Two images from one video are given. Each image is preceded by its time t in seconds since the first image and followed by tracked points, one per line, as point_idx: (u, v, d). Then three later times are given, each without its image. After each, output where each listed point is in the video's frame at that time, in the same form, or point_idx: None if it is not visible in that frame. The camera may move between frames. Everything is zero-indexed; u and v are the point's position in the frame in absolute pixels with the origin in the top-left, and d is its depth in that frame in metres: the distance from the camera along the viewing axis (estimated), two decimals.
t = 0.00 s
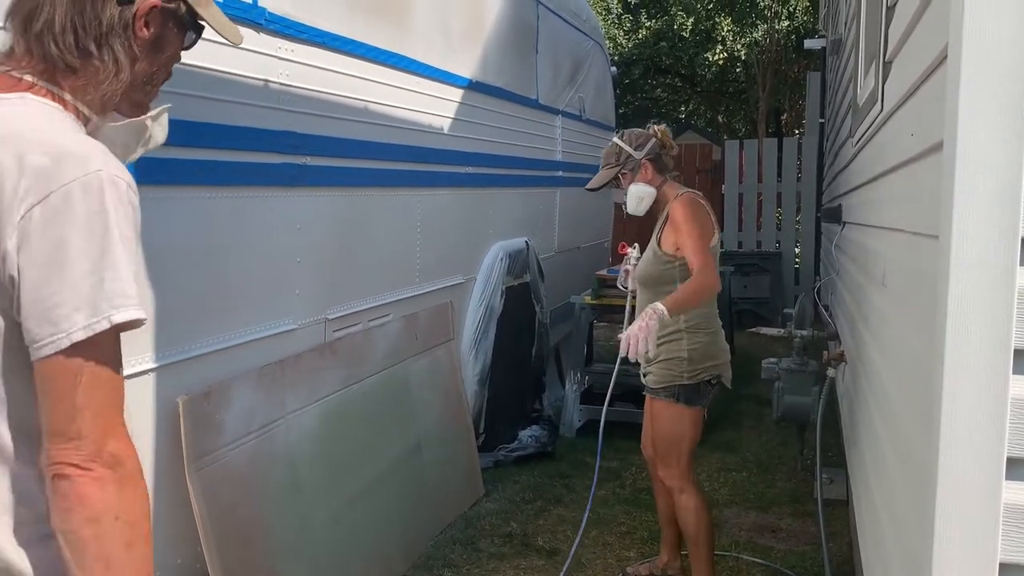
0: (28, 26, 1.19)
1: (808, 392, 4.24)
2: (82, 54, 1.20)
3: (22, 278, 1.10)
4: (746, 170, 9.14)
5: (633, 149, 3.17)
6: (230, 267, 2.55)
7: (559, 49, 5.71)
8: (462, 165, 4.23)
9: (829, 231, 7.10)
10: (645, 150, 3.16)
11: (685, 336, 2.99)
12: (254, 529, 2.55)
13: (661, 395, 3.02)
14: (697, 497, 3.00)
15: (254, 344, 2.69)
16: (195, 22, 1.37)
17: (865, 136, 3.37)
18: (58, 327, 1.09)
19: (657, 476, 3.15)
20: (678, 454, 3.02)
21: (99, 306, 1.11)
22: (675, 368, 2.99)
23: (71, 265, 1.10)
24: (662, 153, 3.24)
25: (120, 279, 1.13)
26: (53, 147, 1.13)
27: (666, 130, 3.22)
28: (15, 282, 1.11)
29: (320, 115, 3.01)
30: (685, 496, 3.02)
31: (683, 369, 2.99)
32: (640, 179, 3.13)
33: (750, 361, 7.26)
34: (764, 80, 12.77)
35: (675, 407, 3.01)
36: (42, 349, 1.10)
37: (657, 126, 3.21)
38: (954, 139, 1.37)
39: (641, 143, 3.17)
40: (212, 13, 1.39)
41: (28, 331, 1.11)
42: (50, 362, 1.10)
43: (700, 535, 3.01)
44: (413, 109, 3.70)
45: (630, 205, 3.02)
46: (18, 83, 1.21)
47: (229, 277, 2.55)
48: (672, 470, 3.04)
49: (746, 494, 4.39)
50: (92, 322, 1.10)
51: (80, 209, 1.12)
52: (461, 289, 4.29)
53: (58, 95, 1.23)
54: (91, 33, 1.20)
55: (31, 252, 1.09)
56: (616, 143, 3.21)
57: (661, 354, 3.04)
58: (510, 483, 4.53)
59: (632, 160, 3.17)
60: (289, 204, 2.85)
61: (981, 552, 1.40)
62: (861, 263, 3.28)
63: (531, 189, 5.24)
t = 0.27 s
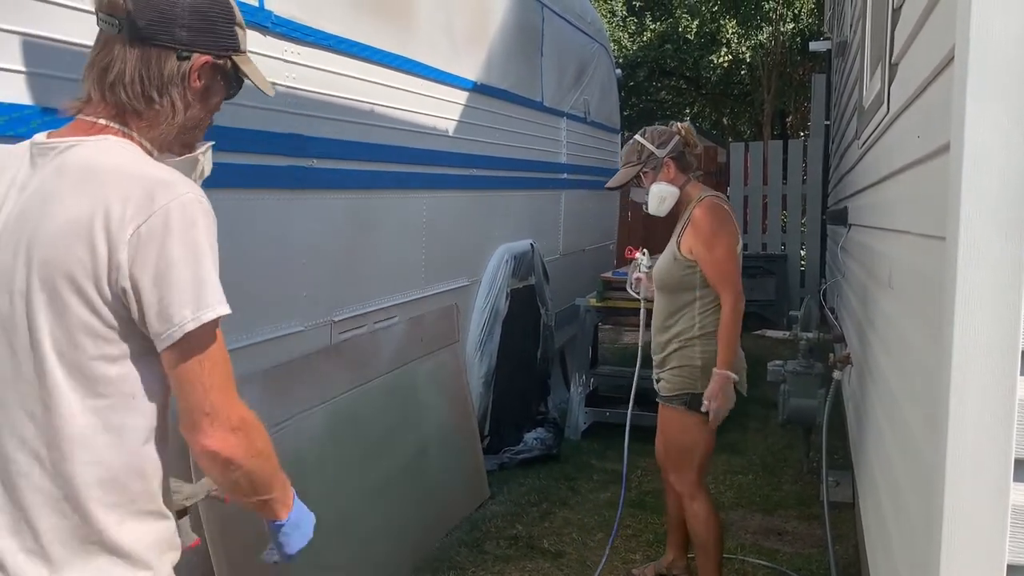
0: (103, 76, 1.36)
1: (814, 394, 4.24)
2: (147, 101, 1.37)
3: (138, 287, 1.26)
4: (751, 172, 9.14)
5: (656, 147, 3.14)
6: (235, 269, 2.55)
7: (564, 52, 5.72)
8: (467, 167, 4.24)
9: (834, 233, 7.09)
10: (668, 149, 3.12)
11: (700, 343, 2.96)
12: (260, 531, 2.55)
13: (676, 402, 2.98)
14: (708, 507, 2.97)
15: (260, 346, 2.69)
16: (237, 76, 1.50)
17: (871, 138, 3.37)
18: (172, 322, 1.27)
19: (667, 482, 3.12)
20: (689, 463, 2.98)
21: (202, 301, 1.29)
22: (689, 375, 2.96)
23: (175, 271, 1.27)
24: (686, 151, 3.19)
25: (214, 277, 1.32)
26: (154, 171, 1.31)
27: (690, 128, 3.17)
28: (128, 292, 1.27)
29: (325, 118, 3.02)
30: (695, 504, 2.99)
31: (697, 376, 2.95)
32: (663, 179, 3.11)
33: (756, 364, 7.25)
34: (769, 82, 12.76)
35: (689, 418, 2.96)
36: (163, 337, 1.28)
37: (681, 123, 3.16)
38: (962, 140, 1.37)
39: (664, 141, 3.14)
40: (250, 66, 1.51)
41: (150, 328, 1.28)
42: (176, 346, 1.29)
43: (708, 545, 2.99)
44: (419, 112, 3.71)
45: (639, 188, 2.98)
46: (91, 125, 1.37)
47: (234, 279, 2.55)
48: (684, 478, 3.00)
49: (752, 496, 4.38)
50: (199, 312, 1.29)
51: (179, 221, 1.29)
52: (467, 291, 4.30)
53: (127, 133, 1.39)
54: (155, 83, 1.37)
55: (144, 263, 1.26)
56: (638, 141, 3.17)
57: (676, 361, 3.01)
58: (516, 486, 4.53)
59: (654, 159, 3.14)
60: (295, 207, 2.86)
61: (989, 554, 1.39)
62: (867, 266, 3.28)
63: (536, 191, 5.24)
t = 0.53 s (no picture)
0: (160, 84, 1.54)
1: (817, 397, 4.24)
2: (197, 106, 1.55)
3: (208, 263, 1.47)
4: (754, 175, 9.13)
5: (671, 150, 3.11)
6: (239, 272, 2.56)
7: (568, 56, 5.73)
8: (470, 171, 4.24)
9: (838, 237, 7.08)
10: (684, 152, 3.10)
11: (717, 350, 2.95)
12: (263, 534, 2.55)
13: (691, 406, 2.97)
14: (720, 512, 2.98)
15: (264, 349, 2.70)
16: (276, 93, 1.67)
17: (875, 142, 3.37)
18: (238, 291, 1.48)
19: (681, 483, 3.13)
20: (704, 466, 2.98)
21: (263, 273, 1.50)
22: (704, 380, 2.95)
23: (238, 249, 1.48)
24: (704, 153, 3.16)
25: (269, 252, 1.53)
26: (214, 164, 1.49)
27: (707, 129, 3.15)
28: (198, 267, 1.47)
29: (329, 121, 3.02)
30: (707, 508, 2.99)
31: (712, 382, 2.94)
32: (677, 182, 3.12)
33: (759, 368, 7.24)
34: (773, 85, 12.76)
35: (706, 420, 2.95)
36: (234, 302, 1.49)
37: (698, 125, 3.14)
38: (965, 144, 1.37)
39: (680, 144, 3.11)
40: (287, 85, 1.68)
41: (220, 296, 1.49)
42: (250, 305, 1.51)
43: (719, 550, 3.01)
44: (422, 115, 3.71)
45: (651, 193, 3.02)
46: (149, 126, 1.54)
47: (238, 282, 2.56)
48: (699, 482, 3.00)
49: (756, 500, 4.38)
50: (259, 281, 1.50)
51: (241, 208, 1.48)
52: (470, 294, 4.30)
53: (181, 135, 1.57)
54: (204, 92, 1.54)
55: (212, 243, 1.46)
56: (654, 144, 3.15)
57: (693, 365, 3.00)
58: (519, 489, 4.54)
59: (671, 162, 3.12)
60: (298, 210, 2.87)
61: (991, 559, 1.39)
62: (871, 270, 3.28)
63: (540, 195, 5.24)
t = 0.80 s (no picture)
0: (180, 81, 1.67)
1: (820, 401, 4.24)
2: (213, 97, 1.66)
3: (228, 244, 1.57)
4: (757, 178, 9.12)
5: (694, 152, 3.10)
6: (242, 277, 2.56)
7: (570, 59, 5.73)
8: (473, 174, 4.25)
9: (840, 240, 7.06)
10: (706, 154, 3.08)
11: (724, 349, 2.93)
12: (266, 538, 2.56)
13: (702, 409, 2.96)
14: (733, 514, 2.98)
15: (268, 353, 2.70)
16: (292, 83, 1.76)
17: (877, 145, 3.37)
18: (254, 270, 1.58)
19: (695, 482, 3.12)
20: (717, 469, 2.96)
21: (278, 254, 1.60)
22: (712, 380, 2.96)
23: (255, 230, 1.58)
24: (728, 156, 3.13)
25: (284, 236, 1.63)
26: (234, 154, 1.61)
27: (732, 133, 3.11)
28: (218, 248, 1.57)
29: (331, 125, 3.03)
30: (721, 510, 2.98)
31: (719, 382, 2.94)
32: (699, 182, 3.10)
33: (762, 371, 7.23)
34: (775, 88, 12.74)
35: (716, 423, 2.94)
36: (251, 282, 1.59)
37: (723, 127, 3.11)
38: (967, 149, 1.37)
39: (703, 146, 3.09)
40: (303, 75, 1.77)
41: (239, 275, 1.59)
42: (260, 287, 1.61)
43: (727, 552, 3.03)
44: (424, 119, 3.71)
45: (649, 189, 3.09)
46: (175, 122, 1.66)
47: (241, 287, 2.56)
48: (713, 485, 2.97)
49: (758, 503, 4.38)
50: (275, 263, 1.60)
51: (256, 193, 1.59)
52: (473, 298, 4.30)
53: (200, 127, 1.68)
54: (218, 83, 1.65)
55: (231, 224, 1.57)
56: (677, 145, 3.14)
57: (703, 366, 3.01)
58: (522, 492, 4.54)
59: (692, 164, 3.10)
60: (301, 214, 2.87)
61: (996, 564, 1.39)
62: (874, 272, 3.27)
63: (542, 198, 5.24)
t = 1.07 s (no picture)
0: (193, 82, 1.66)
1: (823, 402, 4.23)
2: (227, 97, 1.65)
3: (263, 251, 1.57)
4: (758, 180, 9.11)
5: (715, 154, 3.11)
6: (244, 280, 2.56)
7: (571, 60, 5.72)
8: (475, 176, 4.25)
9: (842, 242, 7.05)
10: (727, 156, 3.08)
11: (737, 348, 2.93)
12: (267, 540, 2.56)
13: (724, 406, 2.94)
14: (746, 512, 2.93)
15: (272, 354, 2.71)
16: (305, 80, 1.75)
17: (880, 146, 3.36)
18: (288, 277, 1.58)
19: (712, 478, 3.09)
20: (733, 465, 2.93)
21: (311, 256, 1.60)
22: (730, 378, 2.94)
23: (288, 235, 1.58)
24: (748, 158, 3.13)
25: (317, 237, 1.62)
26: (263, 159, 1.60)
27: (752, 136, 3.10)
28: (253, 256, 1.57)
29: (332, 127, 3.03)
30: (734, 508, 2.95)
31: (736, 379, 2.93)
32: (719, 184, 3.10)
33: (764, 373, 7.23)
34: (777, 89, 12.71)
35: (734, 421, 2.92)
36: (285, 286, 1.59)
37: (743, 130, 3.11)
38: (971, 150, 1.37)
39: (723, 149, 3.10)
40: (314, 71, 1.76)
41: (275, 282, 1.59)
42: (296, 291, 1.60)
43: (738, 550, 2.95)
44: (425, 120, 3.71)
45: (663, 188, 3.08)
46: (192, 125, 1.66)
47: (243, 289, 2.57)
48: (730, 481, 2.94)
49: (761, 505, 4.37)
50: (308, 266, 1.59)
51: (286, 197, 1.58)
52: (474, 299, 4.30)
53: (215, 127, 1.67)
54: (232, 83, 1.65)
55: (263, 231, 1.56)
56: (699, 148, 3.15)
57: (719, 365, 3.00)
58: (524, 494, 4.54)
59: (713, 166, 3.12)
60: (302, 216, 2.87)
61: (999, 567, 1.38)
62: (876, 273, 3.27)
63: (543, 200, 5.23)
